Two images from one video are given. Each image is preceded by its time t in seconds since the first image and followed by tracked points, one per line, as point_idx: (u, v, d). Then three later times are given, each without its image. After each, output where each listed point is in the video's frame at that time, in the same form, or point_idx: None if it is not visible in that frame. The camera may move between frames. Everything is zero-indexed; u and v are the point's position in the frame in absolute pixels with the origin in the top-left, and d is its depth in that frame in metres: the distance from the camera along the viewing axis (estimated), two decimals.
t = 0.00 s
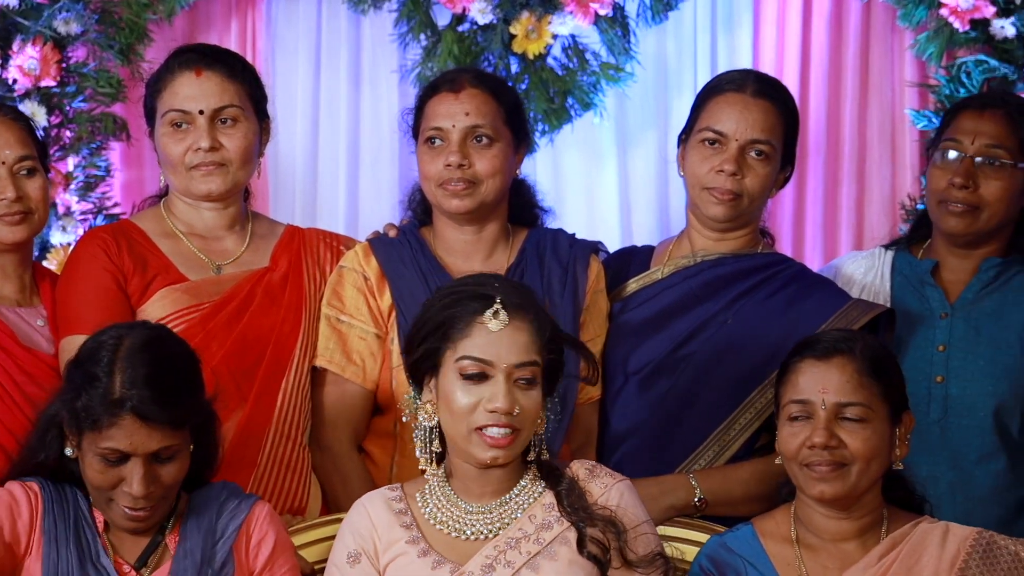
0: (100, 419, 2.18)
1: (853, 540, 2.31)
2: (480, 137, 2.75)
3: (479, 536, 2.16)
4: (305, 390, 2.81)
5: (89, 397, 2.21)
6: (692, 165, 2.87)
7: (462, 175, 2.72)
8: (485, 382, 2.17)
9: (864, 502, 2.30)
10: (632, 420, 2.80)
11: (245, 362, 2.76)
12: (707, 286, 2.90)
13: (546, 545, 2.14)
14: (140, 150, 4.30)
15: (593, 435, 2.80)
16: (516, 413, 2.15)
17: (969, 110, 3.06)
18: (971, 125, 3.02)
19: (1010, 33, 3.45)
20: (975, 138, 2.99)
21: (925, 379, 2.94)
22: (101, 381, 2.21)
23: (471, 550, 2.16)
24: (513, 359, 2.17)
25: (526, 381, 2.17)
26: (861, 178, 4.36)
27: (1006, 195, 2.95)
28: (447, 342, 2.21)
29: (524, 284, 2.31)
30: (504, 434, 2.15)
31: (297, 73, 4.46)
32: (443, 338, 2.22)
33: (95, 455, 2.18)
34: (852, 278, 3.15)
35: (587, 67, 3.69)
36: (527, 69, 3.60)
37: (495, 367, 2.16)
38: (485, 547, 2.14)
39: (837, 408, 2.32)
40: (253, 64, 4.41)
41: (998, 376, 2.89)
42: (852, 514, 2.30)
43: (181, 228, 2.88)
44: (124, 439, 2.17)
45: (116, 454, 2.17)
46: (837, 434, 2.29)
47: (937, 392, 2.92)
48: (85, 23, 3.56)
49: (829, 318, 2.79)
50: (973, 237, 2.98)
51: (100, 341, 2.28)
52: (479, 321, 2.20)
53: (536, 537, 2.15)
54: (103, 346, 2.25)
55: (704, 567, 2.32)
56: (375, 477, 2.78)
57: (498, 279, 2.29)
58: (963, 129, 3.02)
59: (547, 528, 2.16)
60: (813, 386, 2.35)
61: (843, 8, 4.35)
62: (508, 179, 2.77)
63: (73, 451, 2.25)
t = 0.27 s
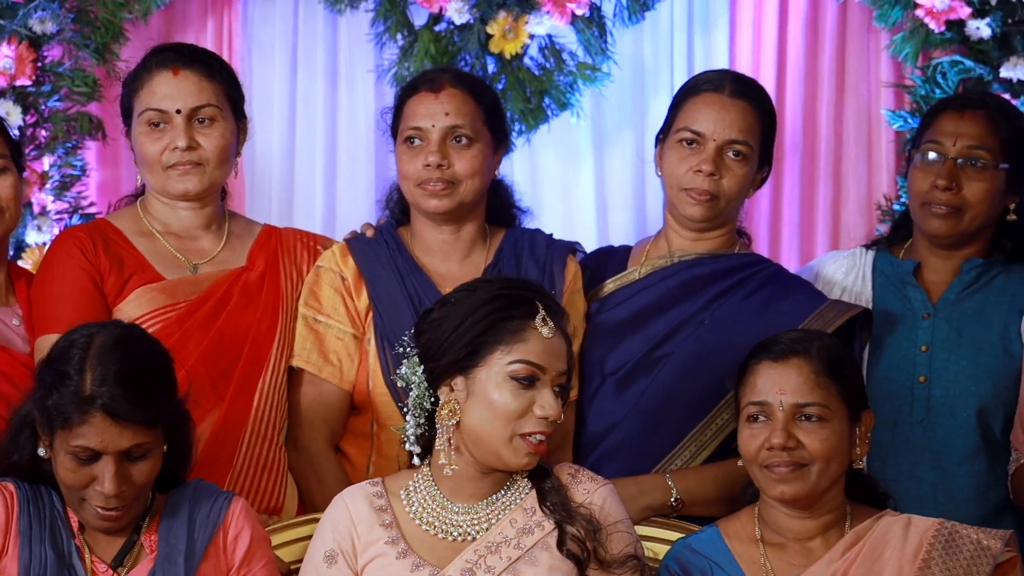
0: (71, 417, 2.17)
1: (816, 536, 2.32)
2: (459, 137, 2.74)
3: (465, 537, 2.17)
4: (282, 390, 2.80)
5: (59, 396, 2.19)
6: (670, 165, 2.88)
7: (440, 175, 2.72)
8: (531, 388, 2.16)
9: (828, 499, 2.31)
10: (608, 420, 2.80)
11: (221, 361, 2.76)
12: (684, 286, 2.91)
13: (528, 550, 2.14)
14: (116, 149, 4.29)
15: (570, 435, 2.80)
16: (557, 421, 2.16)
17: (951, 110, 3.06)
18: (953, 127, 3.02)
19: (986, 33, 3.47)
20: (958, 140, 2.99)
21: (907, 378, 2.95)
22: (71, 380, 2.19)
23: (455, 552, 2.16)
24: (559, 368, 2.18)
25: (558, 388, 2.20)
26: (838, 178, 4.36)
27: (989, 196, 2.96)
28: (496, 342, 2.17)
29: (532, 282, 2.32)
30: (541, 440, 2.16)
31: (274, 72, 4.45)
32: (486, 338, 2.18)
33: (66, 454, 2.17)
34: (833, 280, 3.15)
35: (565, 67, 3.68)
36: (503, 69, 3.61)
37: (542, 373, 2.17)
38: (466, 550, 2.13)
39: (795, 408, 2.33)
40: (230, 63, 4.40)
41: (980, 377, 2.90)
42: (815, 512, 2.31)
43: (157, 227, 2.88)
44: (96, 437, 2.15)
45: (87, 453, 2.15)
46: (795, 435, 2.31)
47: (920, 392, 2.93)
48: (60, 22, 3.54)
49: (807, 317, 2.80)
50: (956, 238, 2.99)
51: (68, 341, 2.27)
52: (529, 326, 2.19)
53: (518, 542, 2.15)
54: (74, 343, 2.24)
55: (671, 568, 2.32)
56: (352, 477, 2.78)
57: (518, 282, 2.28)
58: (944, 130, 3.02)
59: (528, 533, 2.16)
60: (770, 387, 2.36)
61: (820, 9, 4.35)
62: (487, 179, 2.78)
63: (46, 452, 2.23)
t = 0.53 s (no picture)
0: (43, 416, 2.16)
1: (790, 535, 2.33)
2: (436, 137, 2.75)
3: (455, 536, 2.18)
4: (261, 391, 2.78)
5: (31, 397, 2.18)
6: (647, 166, 2.88)
7: (418, 175, 2.71)
8: (531, 389, 2.17)
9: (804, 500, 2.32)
10: (586, 420, 2.79)
11: (198, 361, 2.75)
12: (662, 286, 2.91)
13: (515, 551, 2.14)
14: (93, 149, 4.28)
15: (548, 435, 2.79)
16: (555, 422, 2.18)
17: (926, 110, 3.07)
18: (932, 125, 3.03)
19: (963, 34, 3.48)
20: (942, 137, 2.99)
21: (891, 377, 2.96)
22: (44, 379, 2.18)
23: (443, 551, 2.17)
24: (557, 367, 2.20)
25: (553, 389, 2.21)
26: (816, 178, 4.36)
27: (977, 189, 2.96)
28: (497, 344, 2.18)
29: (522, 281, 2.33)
30: (539, 441, 2.17)
31: (252, 72, 4.44)
32: (487, 341, 2.18)
33: (38, 453, 2.16)
34: (816, 282, 3.16)
35: (544, 67, 3.68)
36: (482, 68, 3.61)
37: (541, 374, 2.18)
38: (453, 550, 2.14)
39: (778, 413, 2.33)
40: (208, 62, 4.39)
41: (963, 376, 2.90)
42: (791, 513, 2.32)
43: (135, 227, 2.87)
44: (69, 438, 2.14)
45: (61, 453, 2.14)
46: (778, 440, 2.31)
47: (904, 391, 2.94)
48: (38, 20, 3.53)
49: (785, 317, 2.82)
50: (944, 236, 2.99)
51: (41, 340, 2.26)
52: (528, 327, 2.20)
53: (505, 543, 2.15)
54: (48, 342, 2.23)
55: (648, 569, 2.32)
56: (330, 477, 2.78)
57: (510, 281, 2.29)
58: (924, 130, 3.03)
59: (516, 534, 2.16)
60: (753, 391, 2.35)
61: (798, 9, 4.34)
62: (465, 179, 2.78)
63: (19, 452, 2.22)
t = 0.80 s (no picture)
0: (23, 408, 2.12)
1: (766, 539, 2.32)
2: (413, 136, 2.75)
3: (432, 539, 2.17)
4: (237, 391, 2.78)
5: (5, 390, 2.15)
6: (625, 166, 2.88)
7: (395, 175, 2.71)
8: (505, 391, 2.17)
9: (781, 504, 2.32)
10: (563, 421, 2.79)
11: (176, 361, 2.75)
12: (639, 286, 2.92)
13: (493, 553, 2.14)
14: (70, 148, 4.27)
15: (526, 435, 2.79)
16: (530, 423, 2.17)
17: (903, 110, 3.08)
18: (910, 126, 3.03)
19: (940, 35, 3.50)
20: (919, 138, 3.00)
21: (871, 377, 2.97)
22: (19, 369, 2.16)
23: (420, 552, 2.16)
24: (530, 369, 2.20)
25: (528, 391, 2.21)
26: (794, 178, 4.36)
27: (954, 189, 2.97)
28: (468, 348, 2.18)
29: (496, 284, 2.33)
30: (516, 443, 2.16)
31: (229, 71, 4.44)
32: (459, 345, 2.18)
33: (19, 449, 2.11)
34: (795, 283, 3.17)
35: (522, 67, 3.69)
36: (460, 68, 3.61)
37: (514, 376, 2.18)
38: (430, 553, 2.14)
39: (761, 420, 2.33)
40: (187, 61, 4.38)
41: (943, 375, 2.91)
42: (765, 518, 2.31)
43: (114, 228, 2.86)
44: (52, 425, 2.12)
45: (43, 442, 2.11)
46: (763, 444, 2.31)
47: (884, 390, 2.94)
48: (15, 19, 3.52)
49: (762, 318, 2.83)
50: (921, 236, 2.99)
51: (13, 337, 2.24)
52: (500, 330, 2.20)
53: (482, 545, 2.15)
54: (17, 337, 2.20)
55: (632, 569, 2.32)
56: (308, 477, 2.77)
57: (483, 284, 2.29)
58: (902, 130, 3.03)
59: (493, 536, 2.16)
60: (735, 397, 2.35)
61: (775, 9, 4.35)
62: (441, 178, 2.78)
63: None
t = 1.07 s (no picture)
0: (33, 391, 2.00)
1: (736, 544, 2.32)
2: (387, 135, 2.74)
3: (408, 542, 2.18)
4: (212, 391, 2.77)
5: None
6: (601, 166, 2.89)
7: (370, 174, 2.71)
8: (485, 395, 2.17)
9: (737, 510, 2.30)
10: (539, 421, 2.79)
11: (150, 362, 2.74)
12: (615, 286, 2.93)
13: (469, 558, 2.15)
14: (44, 147, 4.26)
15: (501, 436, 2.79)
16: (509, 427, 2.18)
17: (882, 111, 3.09)
18: (888, 126, 3.04)
19: (914, 36, 3.51)
20: (895, 138, 3.01)
21: (847, 378, 2.97)
22: None
23: (396, 556, 2.17)
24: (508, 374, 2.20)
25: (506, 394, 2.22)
26: (769, 177, 4.37)
27: (928, 191, 2.97)
28: (447, 357, 2.17)
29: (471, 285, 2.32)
30: (495, 447, 2.17)
31: (204, 71, 4.43)
32: (440, 351, 2.18)
33: (40, 432, 1.99)
34: (771, 284, 3.18)
35: (497, 67, 3.69)
36: (436, 68, 3.60)
37: (494, 380, 2.18)
38: (405, 558, 2.14)
39: (683, 430, 2.31)
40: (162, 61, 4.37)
41: (918, 376, 2.92)
42: (722, 527, 2.31)
43: (88, 226, 2.86)
44: (71, 395, 2.03)
45: (64, 413, 2.02)
46: (685, 456, 2.29)
47: (859, 391, 2.95)
48: None
49: (736, 320, 2.83)
50: (894, 236, 3.00)
51: None
52: (479, 334, 2.20)
53: (458, 550, 2.16)
54: None
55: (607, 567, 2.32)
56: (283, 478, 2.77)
57: (458, 287, 2.27)
58: (879, 130, 3.04)
59: (469, 541, 2.17)
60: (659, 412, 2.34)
61: (751, 10, 4.35)
62: (416, 176, 2.78)
63: None
